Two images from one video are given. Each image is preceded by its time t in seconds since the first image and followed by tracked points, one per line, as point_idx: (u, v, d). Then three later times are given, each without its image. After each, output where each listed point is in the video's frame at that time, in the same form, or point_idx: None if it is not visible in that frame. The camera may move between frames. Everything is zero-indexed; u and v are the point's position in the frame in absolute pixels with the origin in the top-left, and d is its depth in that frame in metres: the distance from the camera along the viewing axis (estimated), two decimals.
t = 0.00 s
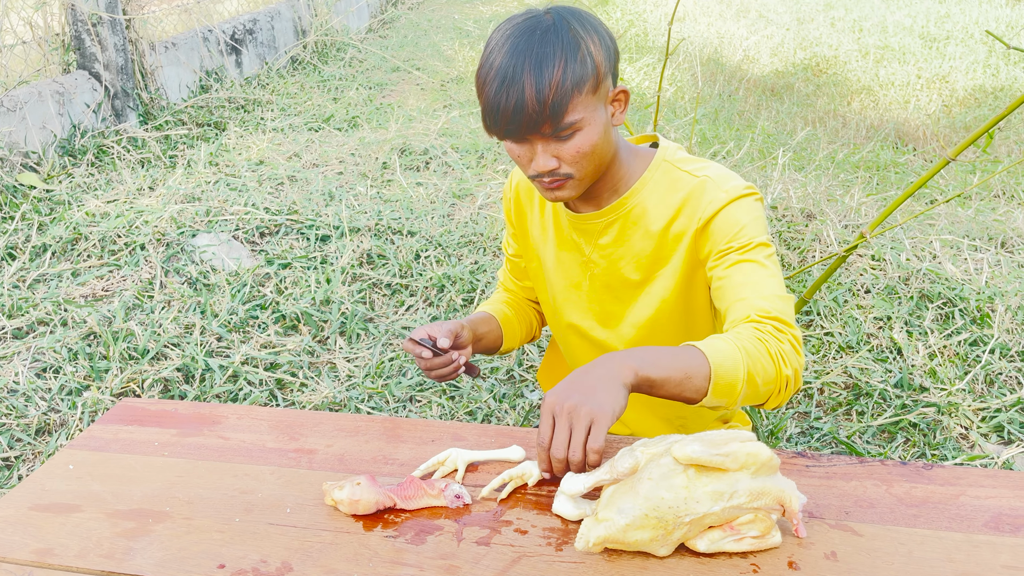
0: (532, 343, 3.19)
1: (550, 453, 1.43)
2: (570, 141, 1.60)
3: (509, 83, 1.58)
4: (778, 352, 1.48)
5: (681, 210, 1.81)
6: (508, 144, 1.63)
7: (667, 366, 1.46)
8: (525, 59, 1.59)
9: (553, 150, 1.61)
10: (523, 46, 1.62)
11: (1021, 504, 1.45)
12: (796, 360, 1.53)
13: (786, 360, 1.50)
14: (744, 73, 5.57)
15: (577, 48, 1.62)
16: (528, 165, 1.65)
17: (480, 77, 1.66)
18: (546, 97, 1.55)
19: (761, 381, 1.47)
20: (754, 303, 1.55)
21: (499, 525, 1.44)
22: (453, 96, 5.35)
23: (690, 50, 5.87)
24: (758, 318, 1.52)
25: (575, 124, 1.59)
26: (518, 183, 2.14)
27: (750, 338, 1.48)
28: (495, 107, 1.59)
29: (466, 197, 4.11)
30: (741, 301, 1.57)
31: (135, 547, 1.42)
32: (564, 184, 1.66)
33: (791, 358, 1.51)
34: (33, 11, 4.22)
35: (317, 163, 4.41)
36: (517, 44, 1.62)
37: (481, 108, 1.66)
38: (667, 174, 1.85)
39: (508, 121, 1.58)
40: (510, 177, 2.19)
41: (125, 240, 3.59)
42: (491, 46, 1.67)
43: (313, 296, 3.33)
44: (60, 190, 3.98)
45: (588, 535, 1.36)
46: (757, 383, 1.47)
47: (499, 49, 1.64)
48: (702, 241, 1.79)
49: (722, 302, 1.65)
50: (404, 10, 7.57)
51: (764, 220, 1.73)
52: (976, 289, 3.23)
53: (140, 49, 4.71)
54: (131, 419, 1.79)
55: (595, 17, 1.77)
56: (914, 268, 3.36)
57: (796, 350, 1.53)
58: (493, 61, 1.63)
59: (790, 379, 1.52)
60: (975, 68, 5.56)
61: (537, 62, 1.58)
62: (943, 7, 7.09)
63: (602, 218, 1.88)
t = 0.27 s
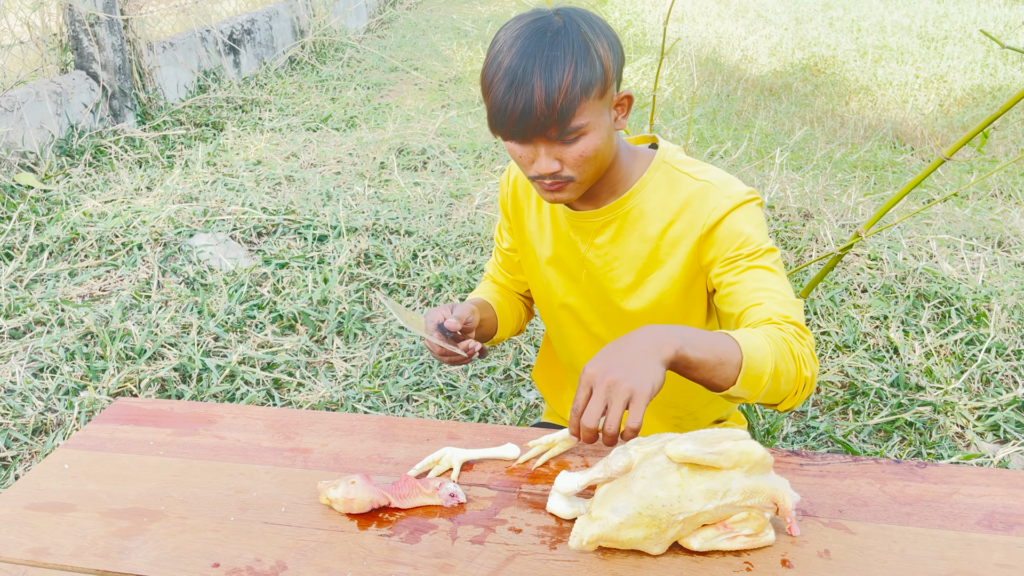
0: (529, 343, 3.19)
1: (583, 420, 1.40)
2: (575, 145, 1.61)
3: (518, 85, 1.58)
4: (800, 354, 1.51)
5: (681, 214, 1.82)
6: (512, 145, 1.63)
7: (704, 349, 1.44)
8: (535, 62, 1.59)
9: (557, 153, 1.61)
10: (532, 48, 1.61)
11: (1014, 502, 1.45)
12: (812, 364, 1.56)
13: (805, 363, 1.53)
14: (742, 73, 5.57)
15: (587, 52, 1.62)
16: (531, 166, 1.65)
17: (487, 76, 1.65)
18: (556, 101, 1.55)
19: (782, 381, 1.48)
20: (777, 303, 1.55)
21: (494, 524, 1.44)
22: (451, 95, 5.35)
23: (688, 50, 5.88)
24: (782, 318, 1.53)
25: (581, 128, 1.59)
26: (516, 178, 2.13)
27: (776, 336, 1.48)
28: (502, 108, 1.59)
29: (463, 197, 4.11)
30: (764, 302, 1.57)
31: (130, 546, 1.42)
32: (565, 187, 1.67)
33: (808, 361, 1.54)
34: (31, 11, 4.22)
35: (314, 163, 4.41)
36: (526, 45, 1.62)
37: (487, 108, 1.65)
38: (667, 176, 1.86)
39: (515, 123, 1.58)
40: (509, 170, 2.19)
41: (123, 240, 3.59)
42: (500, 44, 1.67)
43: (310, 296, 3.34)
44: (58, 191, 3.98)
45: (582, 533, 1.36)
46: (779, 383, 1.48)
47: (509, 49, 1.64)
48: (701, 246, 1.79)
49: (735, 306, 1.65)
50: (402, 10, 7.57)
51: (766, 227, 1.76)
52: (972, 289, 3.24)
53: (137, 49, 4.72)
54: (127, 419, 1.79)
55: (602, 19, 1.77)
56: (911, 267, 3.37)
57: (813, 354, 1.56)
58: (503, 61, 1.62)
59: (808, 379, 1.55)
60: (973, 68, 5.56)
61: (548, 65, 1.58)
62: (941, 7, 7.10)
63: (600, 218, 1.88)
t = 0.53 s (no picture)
0: (525, 343, 3.20)
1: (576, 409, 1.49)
2: (591, 149, 1.62)
3: (537, 89, 1.57)
4: (812, 351, 1.53)
5: (688, 215, 1.82)
6: (527, 146, 1.64)
7: (704, 351, 1.52)
8: (555, 66, 1.59)
9: (571, 156, 1.62)
10: (552, 51, 1.60)
11: (1006, 500, 1.46)
12: (828, 359, 1.58)
13: (819, 358, 1.55)
14: (738, 73, 5.58)
15: (607, 57, 1.62)
16: (544, 168, 1.66)
17: (504, 78, 1.65)
18: (576, 106, 1.55)
19: (795, 378, 1.52)
20: (785, 301, 1.59)
21: (489, 522, 1.45)
22: (447, 96, 5.36)
23: (685, 50, 5.89)
24: (790, 317, 1.56)
25: (597, 132, 1.60)
26: (514, 171, 2.10)
27: (784, 333, 1.52)
28: (521, 111, 1.59)
29: (460, 197, 4.11)
30: (771, 301, 1.60)
31: (126, 546, 1.43)
32: (576, 189, 1.68)
33: (823, 356, 1.56)
34: (27, 12, 4.24)
35: (311, 164, 4.41)
36: (546, 48, 1.61)
37: (503, 109, 1.65)
38: (673, 176, 1.86)
39: (533, 127, 1.58)
40: (506, 160, 2.15)
41: (119, 240, 3.59)
42: (518, 45, 1.65)
43: (307, 296, 3.34)
44: (54, 192, 3.98)
45: (576, 532, 1.37)
46: (791, 380, 1.52)
47: (527, 50, 1.63)
48: (707, 246, 1.81)
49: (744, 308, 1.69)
50: (399, 10, 7.57)
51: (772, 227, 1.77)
52: (967, 288, 3.25)
53: (134, 50, 4.72)
54: (123, 419, 1.79)
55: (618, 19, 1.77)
56: (906, 267, 3.38)
57: (829, 348, 1.58)
58: (522, 63, 1.62)
59: (822, 375, 1.57)
60: (969, 68, 5.58)
61: (569, 70, 1.57)
62: (937, 7, 7.12)
63: (606, 217, 1.88)
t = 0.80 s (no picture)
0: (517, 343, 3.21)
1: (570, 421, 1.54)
2: (589, 155, 1.62)
3: (536, 96, 1.57)
4: (800, 370, 1.61)
5: (688, 223, 1.84)
6: (525, 152, 1.64)
7: (694, 371, 1.59)
8: (554, 73, 1.58)
9: (570, 163, 1.62)
10: (552, 58, 1.60)
11: (990, 497, 1.47)
12: (816, 379, 1.66)
13: (807, 378, 1.63)
14: (731, 72, 5.59)
15: (606, 64, 1.61)
16: (541, 174, 1.66)
17: (503, 84, 1.64)
18: (575, 114, 1.56)
19: (781, 394, 1.61)
20: (779, 319, 1.66)
21: (477, 522, 1.45)
22: (440, 96, 5.36)
23: (678, 51, 5.90)
24: (783, 334, 1.63)
25: (596, 140, 1.61)
26: (512, 170, 2.09)
27: (774, 351, 1.60)
28: (519, 118, 1.58)
29: (452, 197, 4.11)
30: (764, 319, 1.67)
31: (114, 547, 1.43)
32: (574, 195, 1.69)
33: (811, 376, 1.64)
34: (17, 14, 4.22)
35: (303, 164, 4.41)
36: (545, 54, 1.61)
37: (502, 115, 1.65)
38: (673, 183, 1.87)
39: (532, 134, 1.58)
40: (503, 157, 2.14)
41: (110, 241, 3.58)
42: (518, 51, 1.65)
43: (298, 297, 3.34)
44: (46, 193, 3.97)
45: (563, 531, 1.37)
46: (778, 396, 1.61)
47: (527, 56, 1.62)
48: (705, 255, 1.83)
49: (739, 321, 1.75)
50: (392, 11, 7.56)
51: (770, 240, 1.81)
52: (956, 286, 3.26)
53: (125, 51, 4.70)
54: (112, 420, 1.79)
55: (616, 23, 1.76)
56: (896, 265, 3.39)
57: (817, 368, 1.66)
58: (521, 69, 1.61)
59: (808, 395, 1.66)
60: (960, 67, 5.60)
61: (568, 77, 1.57)
62: (929, 6, 7.14)
63: (605, 221, 1.89)
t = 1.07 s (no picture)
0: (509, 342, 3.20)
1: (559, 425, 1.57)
2: (593, 157, 1.62)
3: (543, 96, 1.56)
4: (779, 389, 1.65)
5: (687, 230, 1.85)
6: (528, 152, 1.63)
7: (677, 387, 1.61)
8: (561, 73, 1.58)
9: (573, 164, 1.62)
10: (559, 58, 1.59)
11: (980, 493, 1.48)
12: (793, 400, 1.71)
13: (784, 400, 1.68)
14: (723, 72, 5.60)
15: (614, 65, 1.61)
16: (544, 174, 1.66)
17: (509, 83, 1.64)
18: (581, 115, 1.55)
19: (758, 412, 1.65)
20: (763, 335, 1.69)
21: (468, 522, 1.45)
22: (433, 96, 5.35)
23: (671, 50, 5.91)
24: (765, 351, 1.67)
25: (601, 141, 1.61)
26: (512, 162, 2.08)
27: (755, 368, 1.63)
28: (525, 117, 1.57)
29: (444, 197, 4.10)
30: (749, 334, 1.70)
31: (103, 549, 1.42)
32: (576, 195, 1.69)
33: (789, 398, 1.68)
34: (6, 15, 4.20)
35: (295, 164, 4.40)
36: (553, 55, 1.60)
37: (507, 114, 1.64)
38: (673, 187, 1.87)
39: (537, 134, 1.57)
40: (502, 149, 2.13)
41: (101, 242, 3.57)
42: (525, 51, 1.64)
43: (290, 298, 3.33)
44: (36, 194, 3.95)
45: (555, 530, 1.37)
46: (755, 413, 1.65)
47: (534, 56, 1.62)
48: (701, 262, 1.85)
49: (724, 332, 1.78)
50: (384, 10, 7.55)
51: (763, 253, 1.83)
52: (947, 284, 3.27)
53: (116, 51, 4.68)
54: (102, 422, 1.78)
55: (624, 24, 1.76)
56: (887, 263, 3.40)
57: (795, 389, 1.71)
58: (528, 69, 1.61)
59: (783, 414, 1.71)
60: (951, 65, 5.62)
61: (575, 78, 1.57)
62: (920, 5, 7.16)
63: (604, 223, 1.88)
